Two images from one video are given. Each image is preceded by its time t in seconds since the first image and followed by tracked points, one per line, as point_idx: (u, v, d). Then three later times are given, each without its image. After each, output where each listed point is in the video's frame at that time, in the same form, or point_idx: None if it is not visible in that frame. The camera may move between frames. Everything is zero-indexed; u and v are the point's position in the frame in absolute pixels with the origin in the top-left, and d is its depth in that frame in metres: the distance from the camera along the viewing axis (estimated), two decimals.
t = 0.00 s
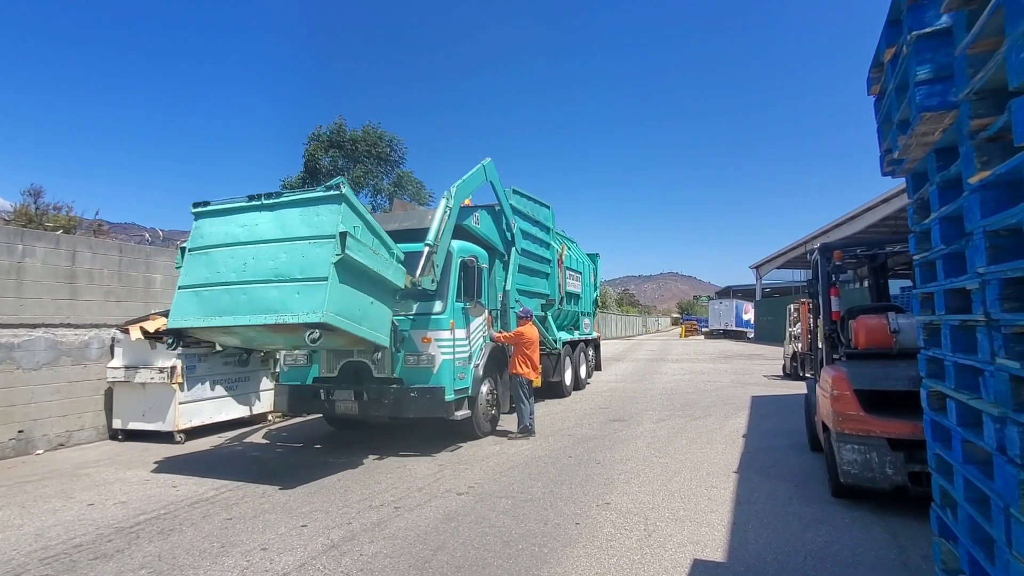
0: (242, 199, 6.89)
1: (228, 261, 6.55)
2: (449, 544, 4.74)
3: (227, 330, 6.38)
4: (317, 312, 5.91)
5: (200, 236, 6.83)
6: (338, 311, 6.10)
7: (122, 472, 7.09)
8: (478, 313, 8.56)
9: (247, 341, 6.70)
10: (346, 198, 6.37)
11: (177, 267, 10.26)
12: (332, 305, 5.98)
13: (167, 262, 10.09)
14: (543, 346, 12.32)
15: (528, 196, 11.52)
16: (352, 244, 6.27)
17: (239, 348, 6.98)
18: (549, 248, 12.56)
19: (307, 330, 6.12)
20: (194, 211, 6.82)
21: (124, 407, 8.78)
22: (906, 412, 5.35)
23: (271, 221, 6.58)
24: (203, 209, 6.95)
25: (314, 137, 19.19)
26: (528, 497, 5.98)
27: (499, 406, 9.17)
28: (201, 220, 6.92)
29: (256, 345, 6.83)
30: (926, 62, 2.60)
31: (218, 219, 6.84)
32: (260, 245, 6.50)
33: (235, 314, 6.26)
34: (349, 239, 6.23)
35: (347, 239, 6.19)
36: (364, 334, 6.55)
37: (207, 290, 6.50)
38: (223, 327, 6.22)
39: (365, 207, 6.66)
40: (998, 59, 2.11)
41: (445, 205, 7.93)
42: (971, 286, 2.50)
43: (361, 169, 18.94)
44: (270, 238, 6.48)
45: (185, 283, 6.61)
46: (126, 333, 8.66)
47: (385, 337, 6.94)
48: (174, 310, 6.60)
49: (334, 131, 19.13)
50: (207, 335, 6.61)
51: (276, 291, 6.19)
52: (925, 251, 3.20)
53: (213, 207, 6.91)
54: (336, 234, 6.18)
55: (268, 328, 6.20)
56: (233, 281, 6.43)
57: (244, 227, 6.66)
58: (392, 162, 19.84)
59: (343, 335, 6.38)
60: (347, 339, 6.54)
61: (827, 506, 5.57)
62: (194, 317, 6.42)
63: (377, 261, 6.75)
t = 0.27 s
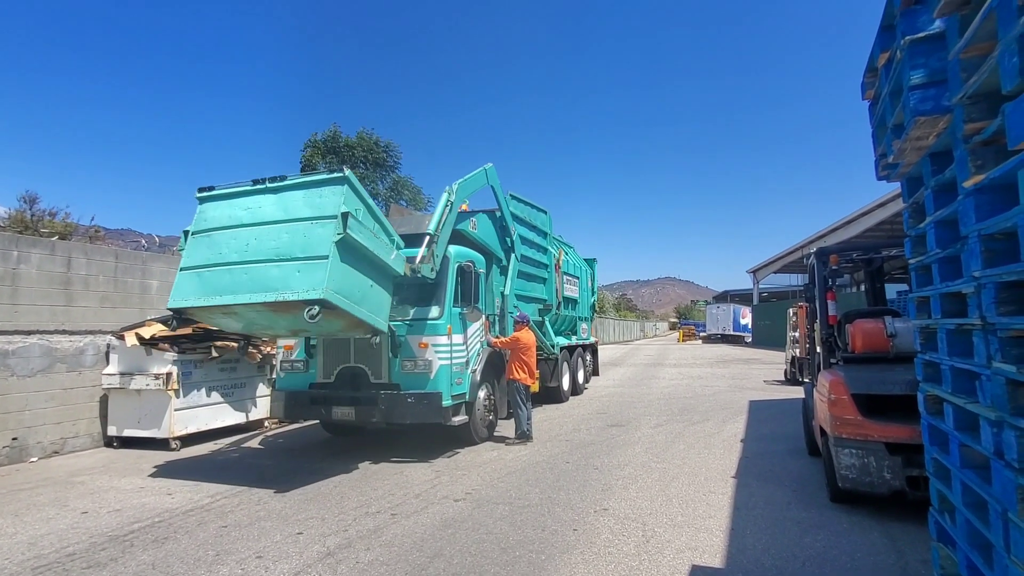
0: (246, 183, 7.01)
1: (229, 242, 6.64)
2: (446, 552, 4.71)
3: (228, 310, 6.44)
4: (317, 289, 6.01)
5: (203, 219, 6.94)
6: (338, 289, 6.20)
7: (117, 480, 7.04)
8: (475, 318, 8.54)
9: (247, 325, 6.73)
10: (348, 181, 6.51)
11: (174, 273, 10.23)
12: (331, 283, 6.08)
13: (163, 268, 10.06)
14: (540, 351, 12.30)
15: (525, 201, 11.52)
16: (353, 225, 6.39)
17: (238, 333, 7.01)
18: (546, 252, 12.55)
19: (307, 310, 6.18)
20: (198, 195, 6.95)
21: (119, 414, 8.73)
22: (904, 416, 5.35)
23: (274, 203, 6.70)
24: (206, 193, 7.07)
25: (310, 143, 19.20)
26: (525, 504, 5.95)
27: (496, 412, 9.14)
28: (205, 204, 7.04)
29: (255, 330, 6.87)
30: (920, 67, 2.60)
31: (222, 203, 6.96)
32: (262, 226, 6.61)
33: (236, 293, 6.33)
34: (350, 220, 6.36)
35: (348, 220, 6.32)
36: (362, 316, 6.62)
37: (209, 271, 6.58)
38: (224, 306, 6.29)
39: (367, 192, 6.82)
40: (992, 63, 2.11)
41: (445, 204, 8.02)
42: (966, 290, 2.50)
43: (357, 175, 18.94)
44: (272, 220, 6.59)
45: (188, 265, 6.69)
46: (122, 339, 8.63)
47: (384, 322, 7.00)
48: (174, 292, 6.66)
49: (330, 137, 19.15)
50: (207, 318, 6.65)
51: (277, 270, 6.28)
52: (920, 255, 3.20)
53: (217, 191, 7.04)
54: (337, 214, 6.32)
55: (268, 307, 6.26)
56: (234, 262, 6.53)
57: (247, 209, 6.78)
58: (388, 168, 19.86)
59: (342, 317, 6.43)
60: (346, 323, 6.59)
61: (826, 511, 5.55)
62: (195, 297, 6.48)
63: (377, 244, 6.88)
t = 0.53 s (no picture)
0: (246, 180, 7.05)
1: (230, 239, 6.69)
2: (442, 558, 4.68)
3: (229, 307, 6.51)
4: (317, 285, 6.05)
5: (204, 216, 7.00)
6: (338, 285, 6.25)
7: (111, 487, 7.00)
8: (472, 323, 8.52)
9: (249, 321, 6.79)
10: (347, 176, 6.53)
11: (170, 278, 10.20)
12: (331, 279, 6.13)
13: (159, 273, 10.03)
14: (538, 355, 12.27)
15: (522, 206, 11.53)
16: (352, 220, 6.43)
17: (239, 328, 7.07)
18: (544, 257, 12.55)
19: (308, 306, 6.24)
20: (198, 192, 7.00)
21: (114, 420, 8.69)
22: (901, 420, 5.34)
23: (274, 200, 6.74)
24: (207, 190, 7.11)
25: (307, 149, 19.21)
26: (523, 509, 5.93)
27: (493, 417, 9.11)
28: (205, 201, 7.09)
29: (257, 325, 6.95)
30: (913, 70, 2.60)
31: (222, 200, 7.00)
32: (262, 223, 6.66)
33: (237, 289, 6.39)
34: (349, 215, 6.39)
35: (347, 216, 6.35)
36: (363, 311, 6.68)
37: (210, 267, 6.63)
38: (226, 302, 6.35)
39: (365, 187, 6.85)
40: (985, 66, 2.11)
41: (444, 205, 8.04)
42: (962, 293, 2.49)
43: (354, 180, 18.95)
44: (272, 216, 6.63)
45: (189, 262, 6.75)
46: (117, 345, 8.59)
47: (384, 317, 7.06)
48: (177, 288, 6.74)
49: (326, 143, 19.14)
50: (208, 314, 6.71)
51: (278, 266, 6.33)
52: (916, 258, 3.19)
53: (217, 187, 7.09)
54: (336, 210, 6.35)
55: (269, 304, 6.32)
56: (236, 258, 6.58)
57: (248, 206, 6.82)
58: (384, 173, 19.87)
59: (343, 312, 6.49)
60: (346, 318, 6.65)
61: (824, 515, 5.53)
62: (197, 293, 6.54)
63: (377, 239, 6.92)
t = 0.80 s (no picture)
0: (244, 175, 7.03)
1: (233, 236, 6.73)
2: (439, 561, 4.66)
3: (236, 303, 6.59)
4: (323, 283, 6.14)
5: (204, 212, 7.00)
6: (343, 281, 6.35)
7: (108, 490, 6.97)
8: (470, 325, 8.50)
9: (255, 315, 6.90)
10: (346, 172, 6.54)
11: (167, 280, 10.18)
12: (336, 275, 6.21)
13: (157, 276, 10.01)
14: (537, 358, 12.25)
15: (520, 208, 11.52)
16: (354, 216, 6.47)
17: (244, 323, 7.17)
18: (542, 259, 12.54)
19: (315, 300, 6.38)
20: (198, 188, 6.99)
21: (111, 422, 8.66)
22: (900, 422, 5.33)
23: (274, 196, 6.74)
24: (206, 186, 7.09)
25: (305, 151, 19.22)
26: (521, 512, 5.91)
27: (492, 419, 9.09)
28: (204, 197, 7.07)
29: (262, 319, 7.05)
30: (910, 71, 2.59)
31: (222, 196, 6.99)
32: (263, 219, 6.68)
33: (243, 287, 6.46)
34: (350, 211, 6.43)
35: (349, 212, 6.39)
36: (367, 304, 6.83)
37: (214, 264, 6.68)
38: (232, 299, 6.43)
39: (365, 182, 6.86)
40: (981, 66, 2.11)
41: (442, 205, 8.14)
42: (959, 293, 2.48)
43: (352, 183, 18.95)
44: (273, 213, 6.65)
45: (193, 259, 6.79)
46: (114, 347, 8.57)
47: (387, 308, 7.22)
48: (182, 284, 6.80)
49: (323, 146, 19.15)
50: (215, 310, 6.79)
51: (282, 263, 6.39)
52: (914, 259, 3.19)
53: (216, 184, 7.07)
54: (338, 207, 6.38)
55: (276, 300, 6.42)
56: (239, 255, 6.63)
57: (248, 203, 6.83)
58: (381, 175, 19.89)
59: (348, 306, 6.63)
60: (350, 310, 6.80)
61: (823, 517, 5.52)
62: (203, 291, 6.61)
63: (377, 231, 7.01)
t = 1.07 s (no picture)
0: (245, 171, 6.97)
1: (238, 233, 6.74)
2: (437, 561, 4.65)
3: (245, 299, 6.69)
4: (329, 281, 6.20)
5: (207, 209, 6.99)
6: (349, 278, 6.41)
7: (106, 490, 6.95)
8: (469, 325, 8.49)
9: (263, 306, 7.04)
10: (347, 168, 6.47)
11: (166, 280, 10.17)
12: (342, 273, 6.27)
13: (156, 275, 9.99)
14: (536, 358, 12.23)
15: (520, 208, 11.51)
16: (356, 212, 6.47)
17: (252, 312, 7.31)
18: (542, 259, 12.53)
19: (323, 296, 6.48)
20: (200, 185, 6.95)
21: (109, 422, 8.64)
22: (899, 423, 5.32)
23: (276, 192, 6.70)
24: (208, 183, 7.05)
25: (304, 151, 19.21)
26: (519, 512, 5.90)
27: (491, 419, 9.08)
28: (206, 194, 7.03)
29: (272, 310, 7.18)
30: (909, 70, 2.59)
31: (224, 193, 6.96)
32: (267, 216, 6.67)
33: (250, 284, 6.53)
34: (353, 208, 6.42)
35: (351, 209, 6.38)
36: (373, 297, 6.93)
37: (222, 262, 6.73)
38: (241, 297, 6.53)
39: (366, 176, 6.81)
40: (979, 65, 2.10)
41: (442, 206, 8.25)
42: (958, 293, 2.47)
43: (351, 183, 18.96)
44: (276, 210, 6.64)
45: (200, 257, 6.84)
46: (113, 347, 8.55)
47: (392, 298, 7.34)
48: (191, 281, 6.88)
49: (322, 146, 19.15)
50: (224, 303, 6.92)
51: (288, 261, 6.43)
52: (912, 259, 3.18)
53: (217, 180, 7.02)
54: (340, 205, 6.36)
55: (283, 295, 6.52)
56: (246, 253, 6.67)
57: (250, 199, 6.80)
58: (379, 175, 19.89)
59: (354, 300, 6.73)
60: (357, 303, 6.91)
61: (822, 518, 5.51)
62: (213, 288, 6.70)
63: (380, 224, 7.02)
